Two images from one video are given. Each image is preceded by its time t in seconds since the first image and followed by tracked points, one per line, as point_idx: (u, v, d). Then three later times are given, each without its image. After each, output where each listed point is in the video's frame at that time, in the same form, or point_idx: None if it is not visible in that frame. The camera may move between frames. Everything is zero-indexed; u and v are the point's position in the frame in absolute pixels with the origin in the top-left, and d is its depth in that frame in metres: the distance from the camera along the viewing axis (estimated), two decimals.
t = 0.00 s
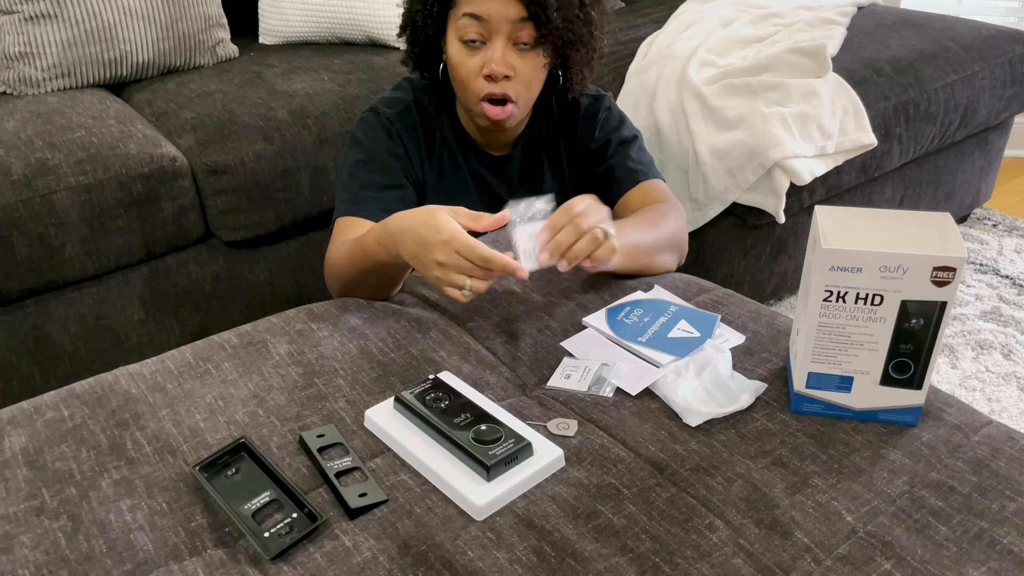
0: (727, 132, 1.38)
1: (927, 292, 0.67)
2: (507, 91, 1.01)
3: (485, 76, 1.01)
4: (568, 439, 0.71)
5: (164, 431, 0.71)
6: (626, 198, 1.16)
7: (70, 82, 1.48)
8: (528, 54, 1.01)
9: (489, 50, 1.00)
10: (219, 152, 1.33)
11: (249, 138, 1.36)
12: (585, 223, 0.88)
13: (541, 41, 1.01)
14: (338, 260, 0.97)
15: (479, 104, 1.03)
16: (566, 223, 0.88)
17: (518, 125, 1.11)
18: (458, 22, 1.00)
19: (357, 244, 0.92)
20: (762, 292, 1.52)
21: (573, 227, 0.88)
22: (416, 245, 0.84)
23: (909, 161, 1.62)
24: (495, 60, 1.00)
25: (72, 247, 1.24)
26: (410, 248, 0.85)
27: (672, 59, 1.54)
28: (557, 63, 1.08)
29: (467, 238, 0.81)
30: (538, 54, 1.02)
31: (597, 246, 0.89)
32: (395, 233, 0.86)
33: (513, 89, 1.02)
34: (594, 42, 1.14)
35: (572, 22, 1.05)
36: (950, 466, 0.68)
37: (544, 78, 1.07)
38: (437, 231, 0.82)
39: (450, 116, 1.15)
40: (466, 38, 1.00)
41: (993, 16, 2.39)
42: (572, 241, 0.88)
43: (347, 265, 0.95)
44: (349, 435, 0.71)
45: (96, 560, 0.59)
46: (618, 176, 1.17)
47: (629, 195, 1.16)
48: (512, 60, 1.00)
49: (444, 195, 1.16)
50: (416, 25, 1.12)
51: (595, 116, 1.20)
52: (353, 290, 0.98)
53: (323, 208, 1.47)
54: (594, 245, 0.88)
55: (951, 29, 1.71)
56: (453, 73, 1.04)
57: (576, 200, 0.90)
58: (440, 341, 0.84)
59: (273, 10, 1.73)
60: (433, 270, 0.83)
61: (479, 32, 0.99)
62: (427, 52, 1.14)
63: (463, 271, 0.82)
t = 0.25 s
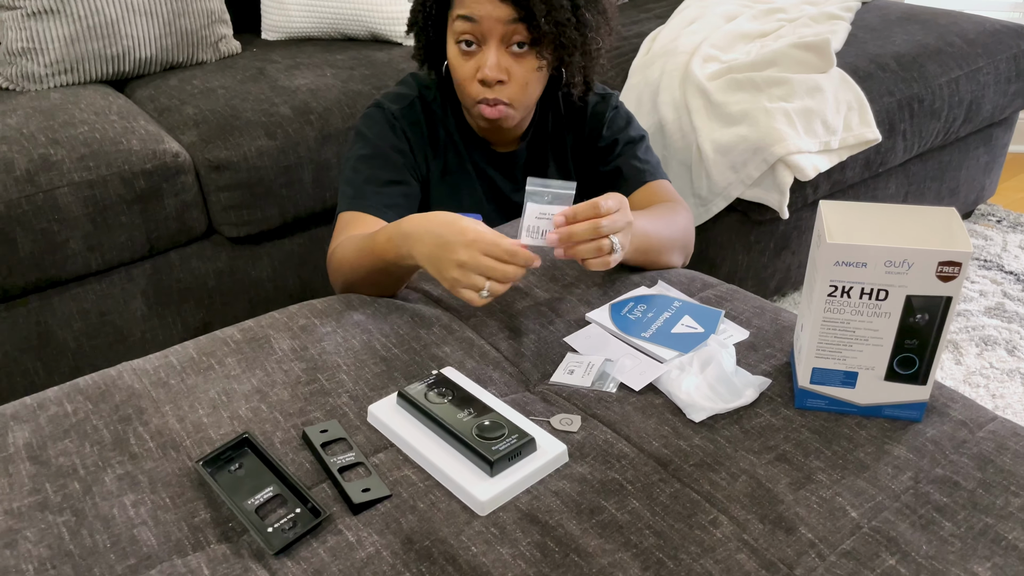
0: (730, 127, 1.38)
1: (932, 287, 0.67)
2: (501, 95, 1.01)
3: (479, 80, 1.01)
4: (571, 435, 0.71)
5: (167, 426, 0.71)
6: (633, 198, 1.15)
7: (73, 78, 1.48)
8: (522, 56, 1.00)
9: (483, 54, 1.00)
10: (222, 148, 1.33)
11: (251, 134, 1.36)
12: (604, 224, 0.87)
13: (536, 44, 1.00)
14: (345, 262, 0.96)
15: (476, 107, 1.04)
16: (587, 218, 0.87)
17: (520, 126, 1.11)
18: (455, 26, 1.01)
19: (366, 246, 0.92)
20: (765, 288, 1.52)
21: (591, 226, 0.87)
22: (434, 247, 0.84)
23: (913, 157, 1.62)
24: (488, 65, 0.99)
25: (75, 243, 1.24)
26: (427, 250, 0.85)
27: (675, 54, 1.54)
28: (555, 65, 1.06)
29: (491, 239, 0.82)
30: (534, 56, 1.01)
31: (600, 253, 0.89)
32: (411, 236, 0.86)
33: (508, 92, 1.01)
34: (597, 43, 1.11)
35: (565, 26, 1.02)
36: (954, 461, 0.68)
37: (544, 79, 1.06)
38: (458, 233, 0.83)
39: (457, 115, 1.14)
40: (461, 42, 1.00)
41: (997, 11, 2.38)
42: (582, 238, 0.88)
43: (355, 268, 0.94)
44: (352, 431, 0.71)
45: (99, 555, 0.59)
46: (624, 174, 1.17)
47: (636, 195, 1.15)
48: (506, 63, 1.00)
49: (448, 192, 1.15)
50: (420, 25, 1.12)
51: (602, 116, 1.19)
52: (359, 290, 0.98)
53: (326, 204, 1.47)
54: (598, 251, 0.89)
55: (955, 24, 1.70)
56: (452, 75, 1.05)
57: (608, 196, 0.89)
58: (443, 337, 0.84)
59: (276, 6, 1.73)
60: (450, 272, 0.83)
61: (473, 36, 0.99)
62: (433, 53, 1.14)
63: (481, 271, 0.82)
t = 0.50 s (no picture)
0: (733, 124, 1.38)
1: (938, 283, 0.66)
2: (509, 97, 1.02)
3: (486, 82, 1.01)
4: (575, 431, 0.71)
5: (171, 422, 0.71)
6: (638, 194, 1.16)
7: (76, 75, 1.48)
8: (530, 59, 1.00)
9: (490, 57, 1.00)
10: (225, 145, 1.33)
11: (255, 131, 1.36)
12: (611, 224, 0.87)
13: (543, 47, 1.00)
14: (350, 260, 0.96)
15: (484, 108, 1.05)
16: (593, 218, 0.87)
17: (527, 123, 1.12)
18: (462, 27, 1.00)
19: (373, 245, 0.92)
20: (769, 285, 1.52)
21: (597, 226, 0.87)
22: (444, 247, 0.84)
23: (917, 154, 1.61)
24: (495, 68, 0.99)
25: (79, 240, 1.24)
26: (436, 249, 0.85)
27: (679, 50, 1.53)
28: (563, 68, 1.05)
29: (501, 238, 0.82)
30: (541, 58, 1.01)
31: (606, 255, 0.88)
32: (419, 234, 0.86)
33: (515, 95, 1.02)
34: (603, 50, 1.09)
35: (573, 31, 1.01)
36: (960, 458, 0.68)
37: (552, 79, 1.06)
38: (467, 232, 0.83)
39: (462, 110, 1.14)
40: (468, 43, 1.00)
41: (1001, 8, 2.37)
42: (588, 239, 0.87)
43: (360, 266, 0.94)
44: (356, 427, 0.71)
45: (104, 551, 0.59)
46: (630, 173, 1.16)
47: (641, 191, 1.16)
48: (514, 66, 1.00)
49: (452, 189, 1.16)
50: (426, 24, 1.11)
51: (607, 113, 1.19)
52: (364, 287, 0.97)
53: (329, 201, 1.47)
54: (604, 253, 0.88)
55: (960, 20, 1.70)
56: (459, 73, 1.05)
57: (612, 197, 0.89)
58: (447, 333, 0.84)
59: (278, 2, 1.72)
60: (458, 270, 0.83)
61: (480, 39, 0.99)
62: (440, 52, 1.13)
63: (490, 269, 0.82)
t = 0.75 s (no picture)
0: (737, 121, 1.37)
1: (944, 280, 0.66)
2: (515, 93, 1.02)
3: (491, 78, 1.01)
4: (579, 428, 0.71)
5: (175, 419, 0.71)
6: (642, 192, 1.15)
7: (78, 72, 1.48)
8: (535, 55, 1.00)
9: (495, 54, 0.99)
10: (227, 142, 1.33)
11: (257, 128, 1.36)
12: (616, 219, 0.87)
13: (549, 43, 1.00)
14: (353, 256, 0.96)
15: (487, 104, 1.04)
16: (598, 212, 0.88)
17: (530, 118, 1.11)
18: (466, 23, 0.99)
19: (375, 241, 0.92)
20: (772, 282, 1.52)
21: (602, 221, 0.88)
22: (444, 243, 0.84)
23: (921, 151, 1.61)
24: (501, 64, 0.99)
25: (81, 237, 1.24)
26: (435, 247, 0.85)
27: (682, 47, 1.53)
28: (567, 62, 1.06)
29: (500, 237, 0.82)
30: (546, 53, 1.01)
31: (611, 249, 0.89)
32: (421, 232, 0.86)
33: (520, 91, 1.02)
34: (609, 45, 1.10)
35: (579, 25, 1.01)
36: (965, 455, 0.67)
37: (556, 73, 1.06)
38: (467, 230, 0.83)
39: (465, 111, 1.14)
40: (473, 40, 0.99)
41: (1006, 5, 2.36)
42: (594, 233, 0.88)
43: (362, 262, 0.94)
44: (359, 424, 0.71)
45: (107, 547, 0.59)
46: (633, 170, 1.16)
47: (645, 189, 1.15)
48: (519, 62, 1.00)
49: (455, 185, 1.16)
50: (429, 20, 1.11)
51: (610, 110, 1.19)
52: (365, 283, 0.97)
53: (331, 198, 1.47)
54: (610, 247, 0.89)
55: (964, 17, 1.69)
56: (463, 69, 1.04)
57: (616, 191, 0.90)
58: (450, 329, 0.84)
59: None
60: (456, 268, 0.83)
61: (486, 35, 0.98)
62: (442, 48, 1.13)
63: (488, 268, 0.81)
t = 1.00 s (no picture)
0: (739, 118, 1.37)
1: (947, 277, 0.66)
2: (527, 80, 1.02)
3: (503, 66, 1.01)
4: (581, 426, 0.71)
5: (176, 416, 0.71)
6: (644, 188, 1.15)
7: (80, 69, 1.48)
8: (547, 41, 1.01)
9: (508, 42, 0.99)
10: (229, 139, 1.33)
11: (259, 126, 1.36)
12: (627, 223, 0.92)
13: (561, 29, 1.00)
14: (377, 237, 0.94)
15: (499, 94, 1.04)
16: (612, 216, 0.93)
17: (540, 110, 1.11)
18: (477, 13, 0.99)
19: (417, 251, 0.90)
20: (775, 280, 1.51)
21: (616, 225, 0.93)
22: (489, 289, 0.82)
23: (924, 148, 1.60)
24: (513, 51, 0.99)
25: (83, 234, 1.24)
26: (477, 289, 0.83)
27: (685, 44, 1.52)
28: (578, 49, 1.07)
29: (529, 313, 0.78)
30: (558, 40, 1.01)
31: (627, 254, 0.93)
32: (476, 274, 0.86)
33: (533, 78, 1.02)
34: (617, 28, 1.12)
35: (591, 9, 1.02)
36: (968, 453, 0.67)
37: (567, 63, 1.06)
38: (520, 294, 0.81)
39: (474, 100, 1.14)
40: (484, 29, 0.99)
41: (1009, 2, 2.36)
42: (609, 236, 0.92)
43: (382, 251, 0.91)
44: (361, 421, 0.71)
45: (109, 544, 0.59)
46: (637, 167, 1.16)
47: (647, 185, 1.15)
48: (532, 49, 1.00)
49: (464, 179, 1.15)
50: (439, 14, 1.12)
51: (616, 107, 1.18)
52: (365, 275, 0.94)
53: (333, 195, 1.47)
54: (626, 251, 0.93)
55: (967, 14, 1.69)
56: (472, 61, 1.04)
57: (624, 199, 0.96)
58: (452, 327, 0.84)
59: None
60: (472, 308, 0.79)
61: (498, 23, 0.98)
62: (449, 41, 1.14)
63: (497, 319, 0.76)
